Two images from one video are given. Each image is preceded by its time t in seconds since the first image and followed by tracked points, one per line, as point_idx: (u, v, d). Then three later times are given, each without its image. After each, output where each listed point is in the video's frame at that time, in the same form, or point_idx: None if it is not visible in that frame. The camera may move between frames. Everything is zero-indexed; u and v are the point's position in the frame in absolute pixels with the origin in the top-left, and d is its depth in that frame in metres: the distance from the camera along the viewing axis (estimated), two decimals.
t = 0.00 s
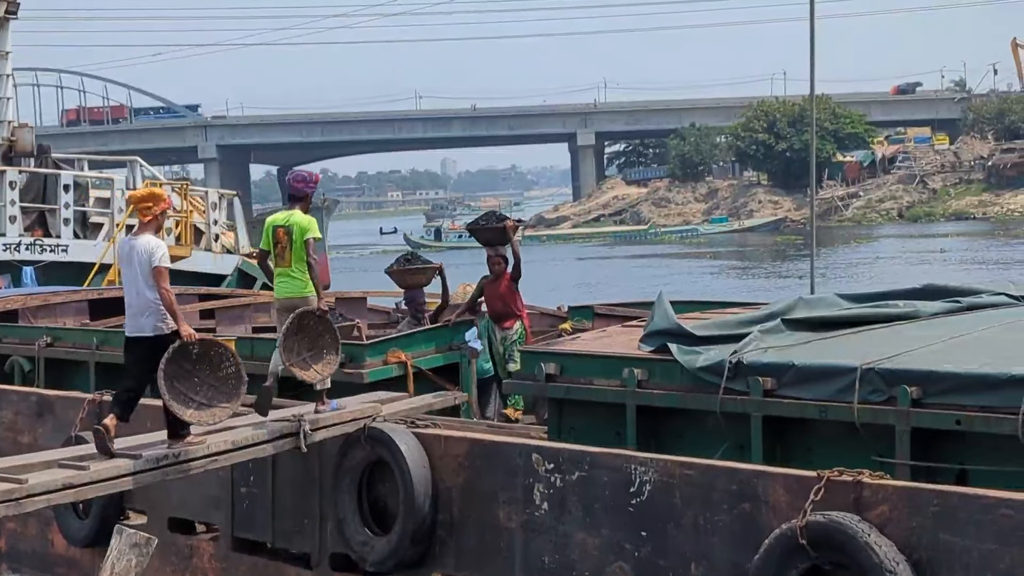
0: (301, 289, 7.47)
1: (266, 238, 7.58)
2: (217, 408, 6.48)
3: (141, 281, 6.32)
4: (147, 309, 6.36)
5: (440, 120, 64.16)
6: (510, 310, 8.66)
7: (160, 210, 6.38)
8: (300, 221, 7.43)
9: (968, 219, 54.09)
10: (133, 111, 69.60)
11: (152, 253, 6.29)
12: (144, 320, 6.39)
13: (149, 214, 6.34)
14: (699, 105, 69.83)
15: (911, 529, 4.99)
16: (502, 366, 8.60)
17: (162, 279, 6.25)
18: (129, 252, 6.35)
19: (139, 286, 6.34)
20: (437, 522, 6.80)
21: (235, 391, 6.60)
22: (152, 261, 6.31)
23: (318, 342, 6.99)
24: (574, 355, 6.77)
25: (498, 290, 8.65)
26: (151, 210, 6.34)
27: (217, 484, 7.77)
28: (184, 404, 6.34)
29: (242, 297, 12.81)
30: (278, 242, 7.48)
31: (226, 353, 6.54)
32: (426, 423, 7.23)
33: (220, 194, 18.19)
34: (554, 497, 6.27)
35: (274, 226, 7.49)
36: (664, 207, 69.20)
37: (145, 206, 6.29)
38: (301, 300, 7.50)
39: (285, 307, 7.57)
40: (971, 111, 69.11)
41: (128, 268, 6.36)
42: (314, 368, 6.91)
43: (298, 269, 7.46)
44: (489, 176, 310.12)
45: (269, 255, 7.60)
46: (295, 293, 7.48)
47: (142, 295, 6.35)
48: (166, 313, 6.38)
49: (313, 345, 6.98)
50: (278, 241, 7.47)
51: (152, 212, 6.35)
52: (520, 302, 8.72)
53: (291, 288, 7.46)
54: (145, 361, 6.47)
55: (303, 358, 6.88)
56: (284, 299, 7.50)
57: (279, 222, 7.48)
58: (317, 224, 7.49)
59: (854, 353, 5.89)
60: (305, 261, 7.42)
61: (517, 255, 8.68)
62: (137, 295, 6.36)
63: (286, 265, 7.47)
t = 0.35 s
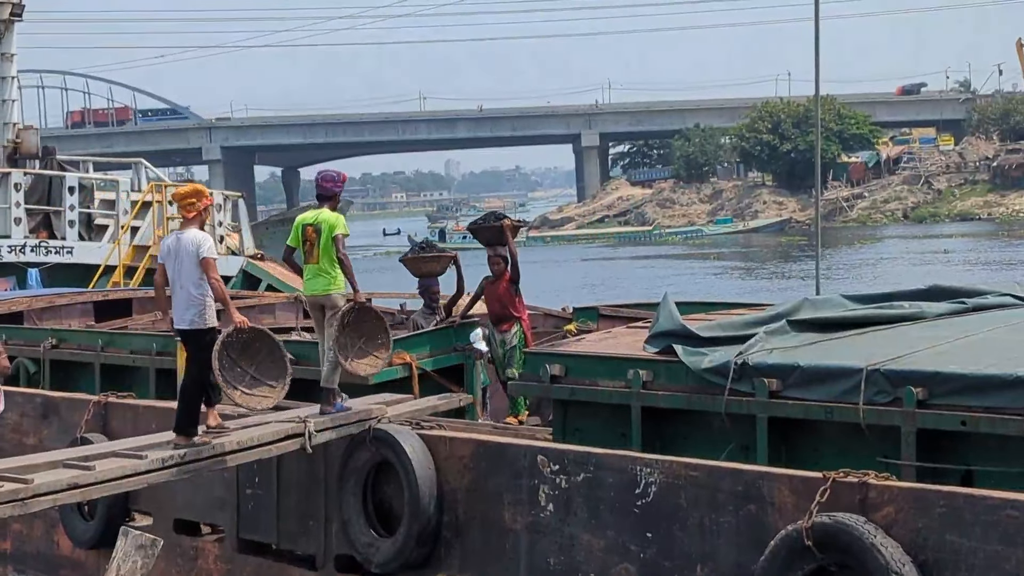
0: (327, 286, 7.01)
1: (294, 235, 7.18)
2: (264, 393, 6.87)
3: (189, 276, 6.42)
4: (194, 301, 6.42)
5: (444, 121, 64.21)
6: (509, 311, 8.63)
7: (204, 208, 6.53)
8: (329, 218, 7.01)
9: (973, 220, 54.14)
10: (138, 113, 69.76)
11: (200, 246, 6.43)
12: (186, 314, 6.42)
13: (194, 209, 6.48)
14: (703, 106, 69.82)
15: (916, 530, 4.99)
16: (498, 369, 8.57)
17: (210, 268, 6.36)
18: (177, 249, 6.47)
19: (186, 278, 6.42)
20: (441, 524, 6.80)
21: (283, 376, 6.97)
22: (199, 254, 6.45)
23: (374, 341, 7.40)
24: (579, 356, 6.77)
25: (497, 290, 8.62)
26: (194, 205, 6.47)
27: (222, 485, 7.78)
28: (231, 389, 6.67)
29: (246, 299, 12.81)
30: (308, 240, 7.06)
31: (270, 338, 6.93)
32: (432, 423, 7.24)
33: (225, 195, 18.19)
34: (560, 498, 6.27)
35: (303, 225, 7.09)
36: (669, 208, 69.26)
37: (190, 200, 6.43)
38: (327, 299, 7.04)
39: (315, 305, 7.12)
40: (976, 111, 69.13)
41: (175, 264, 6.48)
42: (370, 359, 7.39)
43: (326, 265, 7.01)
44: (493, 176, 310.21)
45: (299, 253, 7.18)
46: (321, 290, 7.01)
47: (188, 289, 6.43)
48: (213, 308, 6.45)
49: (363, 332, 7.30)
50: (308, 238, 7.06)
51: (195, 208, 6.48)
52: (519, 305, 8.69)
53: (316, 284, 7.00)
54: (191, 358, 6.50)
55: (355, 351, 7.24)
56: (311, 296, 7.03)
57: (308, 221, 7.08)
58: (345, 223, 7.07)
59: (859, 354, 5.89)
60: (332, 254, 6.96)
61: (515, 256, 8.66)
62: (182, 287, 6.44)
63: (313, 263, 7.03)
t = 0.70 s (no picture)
0: (356, 287, 7.71)
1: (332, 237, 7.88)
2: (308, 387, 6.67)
3: (243, 270, 6.62)
4: (248, 296, 6.61)
5: (454, 122, 64.12)
6: (513, 311, 8.70)
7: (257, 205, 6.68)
8: (353, 222, 7.64)
9: (984, 219, 54.01)
10: (147, 113, 69.80)
11: (254, 241, 6.60)
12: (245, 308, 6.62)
13: (247, 206, 6.64)
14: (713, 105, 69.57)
15: (928, 529, 4.98)
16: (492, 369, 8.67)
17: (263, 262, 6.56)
18: (231, 243, 6.68)
19: (242, 274, 6.62)
20: (452, 523, 6.80)
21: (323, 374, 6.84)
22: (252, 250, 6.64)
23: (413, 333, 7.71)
24: (590, 356, 6.76)
25: (502, 290, 8.69)
26: (248, 203, 6.63)
27: (233, 484, 7.78)
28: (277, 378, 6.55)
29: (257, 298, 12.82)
30: (338, 242, 7.73)
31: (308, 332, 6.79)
32: (443, 423, 7.25)
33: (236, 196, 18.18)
34: (570, 498, 6.27)
35: (335, 228, 7.77)
36: (679, 208, 69.18)
37: (243, 198, 6.59)
38: (358, 298, 7.73)
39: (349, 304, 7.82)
40: (987, 110, 68.93)
41: (232, 259, 6.68)
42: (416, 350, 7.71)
43: (353, 267, 7.71)
44: (503, 176, 309.94)
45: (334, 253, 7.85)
46: (352, 289, 7.71)
47: (243, 283, 6.63)
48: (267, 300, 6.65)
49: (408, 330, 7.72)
50: (339, 240, 7.72)
51: (249, 204, 6.65)
52: (524, 305, 8.76)
53: (347, 285, 7.71)
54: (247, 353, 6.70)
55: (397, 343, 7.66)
56: (344, 295, 7.75)
57: (337, 224, 7.75)
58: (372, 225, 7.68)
59: (871, 355, 5.88)
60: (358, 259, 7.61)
61: (515, 254, 8.66)
62: (239, 282, 6.63)
63: (346, 264, 7.71)
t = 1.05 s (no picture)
0: (391, 298, 7.60)
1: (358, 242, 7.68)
2: (343, 380, 6.88)
3: (281, 264, 6.69)
4: (288, 290, 6.71)
5: (463, 122, 64.13)
6: (514, 311, 8.40)
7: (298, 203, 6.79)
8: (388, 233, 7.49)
9: (995, 220, 53.95)
10: (158, 114, 69.93)
11: (293, 237, 6.66)
12: (287, 300, 6.72)
13: (289, 201, 6.72)
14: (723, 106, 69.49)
15: (939, 531, 4.97)
16: (494, 373, 8.34)
17: (302, 257, 6.63)
18: (271, 238, 6.73)
19: (283, 268, 6.69)
20: (461, 524, 6.80)
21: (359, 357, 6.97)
22: (292, 244, 6.69)
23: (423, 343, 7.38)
24: (600, 357, 6.76)
25: (503, 290, 8.37)
26: (290, 198, 6.71)
27: (243, 485, 7.80)
28: (314, 374, 6.69)
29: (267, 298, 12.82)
30: (372, 252, 7.56)
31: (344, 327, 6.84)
32: (453, 423, 7.24)
33: (245, 196, 18.23)
34: (580, 499, 6.27)
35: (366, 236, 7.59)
36: (688, 208, 69.20)
37: (287, 193, 6.68)
38: (389, 310, 7.62)
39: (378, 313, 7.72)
40: (998, 111, 68.83)
41: (269, 254, 6.73)
42: (420, 364, 7.35)
43: (386, 277, 7.57)
44: (512, 175, 309.98)
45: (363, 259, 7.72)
46: (385, 302, 7.61)
47: (283, 278, 6.71)
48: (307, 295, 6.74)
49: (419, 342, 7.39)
50: (370, 251, 7.57)
51: (291, 199, 6.72)
52: (524, 304, 8.45)
53: (382, 297, 7.60)
54: (281, 344, 6.77)
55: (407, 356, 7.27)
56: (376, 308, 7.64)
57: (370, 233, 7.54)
58: (406, 234, 7.55)
59: (882, 356, 5.87)
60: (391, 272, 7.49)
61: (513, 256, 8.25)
62: (278, 275, 6.72)
63: (377, 273, 7.58)
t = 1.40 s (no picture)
0: (427, 303, 8.29)
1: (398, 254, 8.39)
2: (394, 377, 6.95)
3: (339, 260, 6.91)
4: (345, 285, 6.91)
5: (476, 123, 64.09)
6: (508, 308, 8.24)
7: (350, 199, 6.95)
8: (425, 239, 8.14)
9: (1010, 221, 53.82)
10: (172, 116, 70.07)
11: (353, 237, 6.89)
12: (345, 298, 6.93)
13: (344, 199, 6.91)
14: (737, 107, 69.40)
15: (954, 532, 4.96)
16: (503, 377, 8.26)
17: (361, 257, 6.85)
18: (327, 236, 6.95)
19: (342, 266, 6.90)
20: (475, 525, 6.81)
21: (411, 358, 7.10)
22: (351, 242, 6.92)
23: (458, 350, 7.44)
24: (614, 358, 6.75)
25: (497, 285, 8.21)
26: (346, 196, 6.90)
27: (257, 486, 7.81)
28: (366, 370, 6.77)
29: (279, 300, 12.82)
30: (411, 259, 8.23)
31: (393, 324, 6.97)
32: (467, 425, 7.25)
33: (259, 197, 18.24)
34: (594, 500, 6.26)
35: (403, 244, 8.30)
36: (702, 209, 69.19)
37: (343, 192, 6.86)
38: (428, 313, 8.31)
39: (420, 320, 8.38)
40: (1014, 112, 68.66)
41: (326, 250, 6.95)
42: (453, 368, 7.35)
43: (425, 281, 8.24)
44: (526, 177, 309.97)
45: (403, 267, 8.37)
46: (423, 305, 8.30)
47: (339, 274, 6.92)
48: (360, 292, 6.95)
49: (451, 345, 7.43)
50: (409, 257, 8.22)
51: (346, 197, 6.91)
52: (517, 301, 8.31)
53: (421, 302, 8.30)
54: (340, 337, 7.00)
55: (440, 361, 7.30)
56: (416, 312, 8.32)
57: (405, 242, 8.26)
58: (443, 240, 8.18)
59: (898, 356, 5.86)
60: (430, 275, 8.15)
61: (509, 253, 8.12)
62: (333, 273, 6.93)
63: (418, 278, 8.25)
